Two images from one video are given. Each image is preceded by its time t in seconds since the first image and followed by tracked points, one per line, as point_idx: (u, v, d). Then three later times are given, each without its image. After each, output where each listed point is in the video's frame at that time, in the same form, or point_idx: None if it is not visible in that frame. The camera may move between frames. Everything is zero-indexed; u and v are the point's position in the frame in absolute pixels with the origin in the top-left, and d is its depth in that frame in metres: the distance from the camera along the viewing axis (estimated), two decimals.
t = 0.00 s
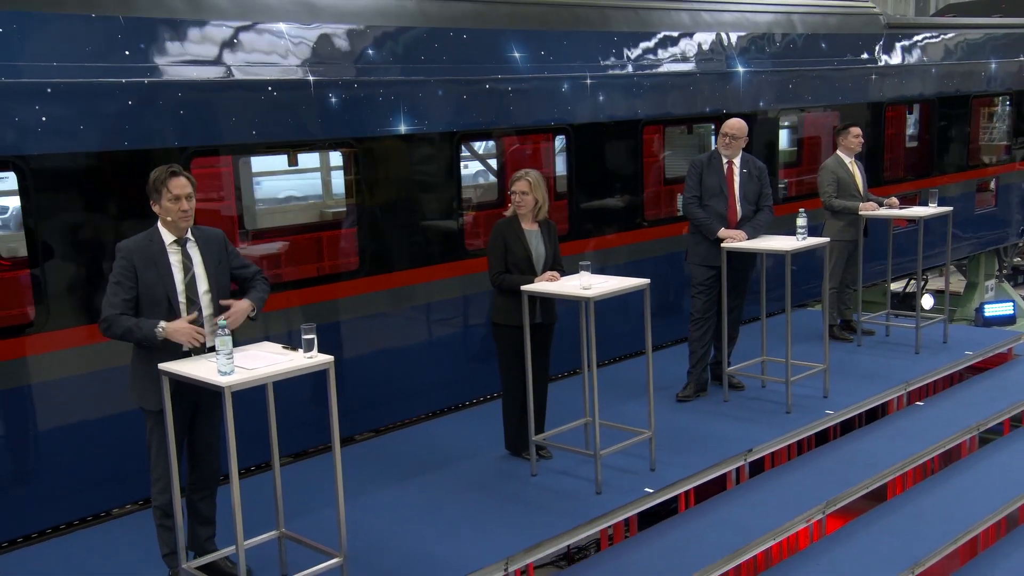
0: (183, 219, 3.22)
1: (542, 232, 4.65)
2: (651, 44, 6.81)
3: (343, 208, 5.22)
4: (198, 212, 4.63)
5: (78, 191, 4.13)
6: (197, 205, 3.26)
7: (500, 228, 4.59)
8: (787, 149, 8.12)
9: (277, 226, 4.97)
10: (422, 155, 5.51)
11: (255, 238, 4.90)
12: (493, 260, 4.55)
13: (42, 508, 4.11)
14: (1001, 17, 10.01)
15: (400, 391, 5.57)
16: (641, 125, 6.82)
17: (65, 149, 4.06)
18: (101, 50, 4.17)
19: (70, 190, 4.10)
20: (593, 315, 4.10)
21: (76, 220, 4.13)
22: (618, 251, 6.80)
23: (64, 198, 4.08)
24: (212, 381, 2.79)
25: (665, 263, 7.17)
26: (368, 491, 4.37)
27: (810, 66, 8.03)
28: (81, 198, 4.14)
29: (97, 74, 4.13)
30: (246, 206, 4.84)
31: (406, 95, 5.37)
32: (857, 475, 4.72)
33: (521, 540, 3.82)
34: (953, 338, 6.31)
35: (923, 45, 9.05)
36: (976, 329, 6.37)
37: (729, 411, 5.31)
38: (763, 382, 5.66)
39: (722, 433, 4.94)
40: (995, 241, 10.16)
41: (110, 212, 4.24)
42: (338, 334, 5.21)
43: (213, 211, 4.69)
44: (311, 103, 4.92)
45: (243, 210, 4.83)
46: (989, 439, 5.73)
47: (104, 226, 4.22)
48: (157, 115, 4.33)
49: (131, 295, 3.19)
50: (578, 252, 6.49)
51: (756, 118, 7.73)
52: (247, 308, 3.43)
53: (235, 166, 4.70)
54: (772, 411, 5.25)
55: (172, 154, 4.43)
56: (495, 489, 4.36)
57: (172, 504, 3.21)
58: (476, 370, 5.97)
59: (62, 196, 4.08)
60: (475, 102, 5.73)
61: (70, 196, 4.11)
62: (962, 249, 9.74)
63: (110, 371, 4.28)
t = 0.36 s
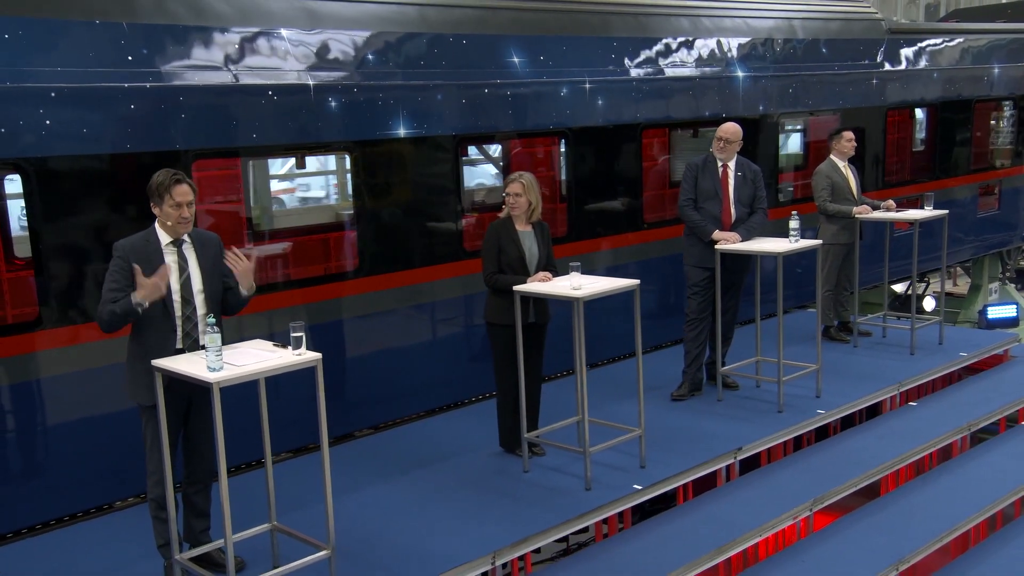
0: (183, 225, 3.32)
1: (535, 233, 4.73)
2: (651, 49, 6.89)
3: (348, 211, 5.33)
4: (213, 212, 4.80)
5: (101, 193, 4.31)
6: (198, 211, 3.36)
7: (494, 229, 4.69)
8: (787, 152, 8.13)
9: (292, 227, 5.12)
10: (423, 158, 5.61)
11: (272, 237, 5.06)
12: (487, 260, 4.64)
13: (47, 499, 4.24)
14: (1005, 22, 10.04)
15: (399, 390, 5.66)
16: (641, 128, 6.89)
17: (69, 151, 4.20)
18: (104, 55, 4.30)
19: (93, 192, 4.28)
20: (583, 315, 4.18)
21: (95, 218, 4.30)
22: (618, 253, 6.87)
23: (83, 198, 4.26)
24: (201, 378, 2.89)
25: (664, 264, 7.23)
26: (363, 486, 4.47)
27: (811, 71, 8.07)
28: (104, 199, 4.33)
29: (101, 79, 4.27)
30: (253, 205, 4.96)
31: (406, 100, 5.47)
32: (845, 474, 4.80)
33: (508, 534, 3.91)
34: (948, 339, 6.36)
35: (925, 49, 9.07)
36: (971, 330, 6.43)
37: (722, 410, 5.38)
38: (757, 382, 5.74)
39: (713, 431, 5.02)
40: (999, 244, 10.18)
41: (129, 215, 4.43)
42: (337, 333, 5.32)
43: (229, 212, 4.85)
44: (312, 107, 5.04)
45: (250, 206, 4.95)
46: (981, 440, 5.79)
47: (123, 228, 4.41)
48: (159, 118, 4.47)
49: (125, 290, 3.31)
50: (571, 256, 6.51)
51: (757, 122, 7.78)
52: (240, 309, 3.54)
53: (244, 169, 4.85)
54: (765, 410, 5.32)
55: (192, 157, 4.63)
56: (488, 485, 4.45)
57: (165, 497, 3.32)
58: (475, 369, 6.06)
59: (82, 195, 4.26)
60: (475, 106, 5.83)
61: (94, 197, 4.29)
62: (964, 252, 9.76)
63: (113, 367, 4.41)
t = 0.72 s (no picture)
0: (172, 221, 3.44)
1: (528, 234, 4.82)
2: (650, 53, 6.96)
3: (350, 214, 5.45)
4: (232, 214, 4.98)
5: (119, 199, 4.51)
6: (181, 205, 3.47)
7: (487, 230, 4.78)
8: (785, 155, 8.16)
9: (307, 228, 5.27)
10: (420, 160, 5.71)
11: (287, 237, 5.22)
12: (480, 261, 4.74)
13: (52, 491, 4.40)
14: (1008, 27, 10.06)
15: (398, 388, 5.76)
16: (640, 132, 6.97)
17: (70, 154, 4.32)
18: (109, 60, 4.43)
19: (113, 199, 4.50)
20: (572, 314, 4.27)
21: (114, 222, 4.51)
22: (617, 254, 6.94)
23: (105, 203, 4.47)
24: (190, 373, 3.00)
25: (663, 266, 7.31)
26: (358, 481, 4.57)
27: (812, 75, 8.11)
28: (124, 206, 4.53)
29: (100, 83, 4.38)
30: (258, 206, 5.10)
31: (404, 103, 5.56)
32: (833, 472, 4.87)
33: (496, 529, 3.99)
34: (943, 340, 6.41)
35: (926, 54, 9.09)
36: (967, 331, 6.48)
37: (716, 408, 5.45)
38: (751, 382, 5.80)
39: (705, 430, 5.09)
40: (1004, 247, 10.20)
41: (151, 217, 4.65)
42: (336, 332, 5.42)
43: (248, 215, 5.02)
44: (310, 111, 5.15)
45: (260, 204, 5.09)
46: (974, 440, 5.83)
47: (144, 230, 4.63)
48: (160, 122, 4.58)
49: (126, 292, 3.41)
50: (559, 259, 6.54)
51: (756, 126, 7.83)
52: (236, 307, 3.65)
53: (257, 172, 5.02)
54: (757, 409, 5.39)
55: (211, 159, 4.82)
56: (480, 481, 4.55)
57: (159, 490, 3.43)
58: (473, 368, 6.16)
59: (98, 200, 4.44)
60: (474, 109, 5.91)
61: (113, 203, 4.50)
62: (967, 254, 9.79)
63: (115, 363, 4.55)
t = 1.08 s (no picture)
0: (165, 223, 3.54)
1: (520, 235, 4.92)
2: (648, 58, 7.03)
3: (351, 216, 5.57)
4: (248, 215, 5.17)
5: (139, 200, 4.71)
6: (176, 209, 3.58)
7: (479, 231, 4.87)
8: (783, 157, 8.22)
9: (318, 229, 5.45)
10: (418, 162, 5.81)
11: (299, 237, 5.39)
12: (473, 261, 4.84)
13: (57, 484, 4.54)
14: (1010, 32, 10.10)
15: (396, 386, 5.87)
16: (637, 136, 7.05)
17: (73, 155, 4.46)
18: (112, 66, 4.56)
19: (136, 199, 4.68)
20: (560, 314, 4.36)
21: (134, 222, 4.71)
22: (612, 255, 7.00)
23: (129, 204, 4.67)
24: (180, 369, 3.11)
25: (661, 267, 7.39)
26: (352, 476, 4.68)
27: (809, 79, 8.18)
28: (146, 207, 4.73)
29: (101, 88, 4.51)
30: (267, 207, 5.27)
31: (402, 107, 5.67)
32: (820, 470, 4.94)
33: (484, 523, 4.08)
34: (937, 341, 6.47)
35: (926, 58, 9.13)
36: (961, 333, 6.54)
37: (708, 407, 5.53)
38: (744, 381, 5.87)
39: (695, 428, 5.17)
40: (1005, 249, 10.25)
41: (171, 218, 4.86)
42: (335, 331, 5.53)
43: (262, 215, 5.22)
44: (308, 114, 5.27)
45: (269, 209, 5.28)
46: (966, 439, 5.88)
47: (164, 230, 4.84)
48: (160, 125, 4.71)
49: (120, 290, 3.53)
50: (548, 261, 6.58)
51: (754, 130, 7.89)
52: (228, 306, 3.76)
53: (266, 173, 5.20)
54: (748, 408, 5.46)
55: (228, 159, 5.01)
56: (472, 476, 4.64)
57: (153, 482, 3.55)
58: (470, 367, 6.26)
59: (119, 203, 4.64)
60: (471, 113, 6.01)
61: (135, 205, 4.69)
62: (968, 257, 9.84)
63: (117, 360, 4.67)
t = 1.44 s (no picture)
0: (162, 224, 3.65)
1: (512, 235, 5.01)
2: (646, 62, 7.11)
3: (352, 217, 5.69)
4: (263, 216, 5.37)
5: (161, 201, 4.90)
6: (173, 211, 3.69)
7: (472, 232, 4.98)
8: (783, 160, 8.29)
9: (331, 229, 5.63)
10: (416, 164, 5.91)
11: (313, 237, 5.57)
12: (466, 261, 4.94)
13: (62, 477, 4.68)
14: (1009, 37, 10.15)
15: (393, 383, 5.98)
16: (635, 139, 7.13)
17: (76, 156, 4.59)
18: (113, 70, 4.69)
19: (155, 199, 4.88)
20: (550, 312, 4.45)
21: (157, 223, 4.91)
22: (606, 256, 7.06)
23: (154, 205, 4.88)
24: (171, 365, 3.24)
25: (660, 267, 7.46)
26: (348, 470, 4.78)
27: (807, 83, 8.24)
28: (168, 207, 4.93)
29: (104, 92, 4.64)
30: (280, 208, 5.44)
31: (400, 110, 5.77)
32: (808, 466, 5.01)
33: (472, 516, 4.17)
34: (931, 342, 6.53)
35: (924, 63, 9.19)
36: (954, 333, 6.61)
37: (700, 405, 5.60)
38: (736, 380, 5.95)
39: (686, 425, 5.25)
40: (1005, 252, 10.31)
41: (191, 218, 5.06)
42: (333, 329, 5.65)
43: (270, 216, 5.39)
44: (307, 116, 5.37)
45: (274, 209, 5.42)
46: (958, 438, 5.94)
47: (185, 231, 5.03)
48: (161, 128, 4.84)
49: (116, 289, 3.65)
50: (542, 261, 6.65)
51: (752, 133, 7.97)
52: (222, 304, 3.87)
53: (271, 172, 5.34)
54: (739, 406, 5.55)
55: (244, 161, 5.20)
56: (464, 471, 4.74)
57: (147, 475, 3.67)
58: (467, 365, 6.37)
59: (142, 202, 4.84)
60: (469, 116, 6.11)
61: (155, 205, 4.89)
62: (967, 259, 9.91)
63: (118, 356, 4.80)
